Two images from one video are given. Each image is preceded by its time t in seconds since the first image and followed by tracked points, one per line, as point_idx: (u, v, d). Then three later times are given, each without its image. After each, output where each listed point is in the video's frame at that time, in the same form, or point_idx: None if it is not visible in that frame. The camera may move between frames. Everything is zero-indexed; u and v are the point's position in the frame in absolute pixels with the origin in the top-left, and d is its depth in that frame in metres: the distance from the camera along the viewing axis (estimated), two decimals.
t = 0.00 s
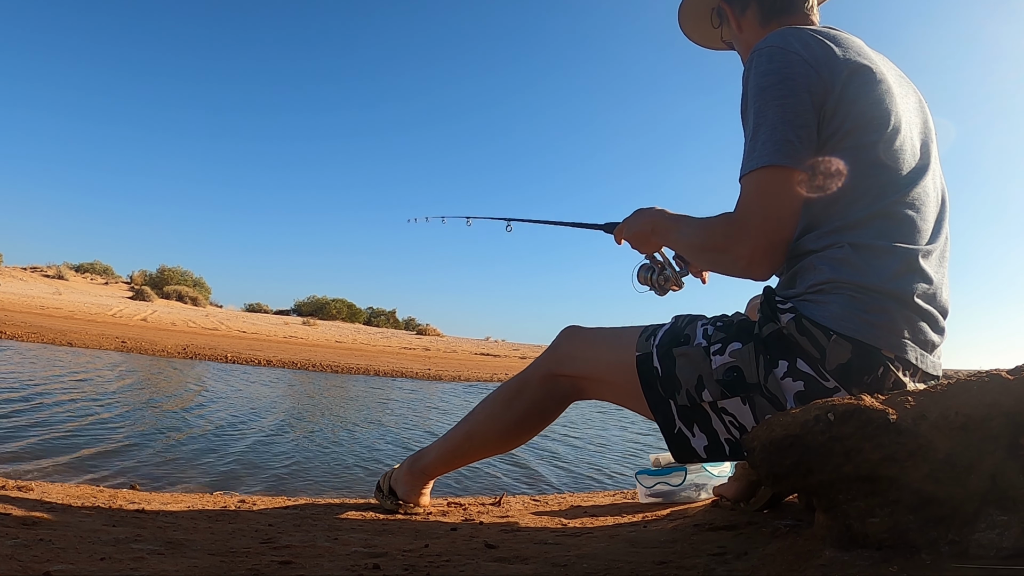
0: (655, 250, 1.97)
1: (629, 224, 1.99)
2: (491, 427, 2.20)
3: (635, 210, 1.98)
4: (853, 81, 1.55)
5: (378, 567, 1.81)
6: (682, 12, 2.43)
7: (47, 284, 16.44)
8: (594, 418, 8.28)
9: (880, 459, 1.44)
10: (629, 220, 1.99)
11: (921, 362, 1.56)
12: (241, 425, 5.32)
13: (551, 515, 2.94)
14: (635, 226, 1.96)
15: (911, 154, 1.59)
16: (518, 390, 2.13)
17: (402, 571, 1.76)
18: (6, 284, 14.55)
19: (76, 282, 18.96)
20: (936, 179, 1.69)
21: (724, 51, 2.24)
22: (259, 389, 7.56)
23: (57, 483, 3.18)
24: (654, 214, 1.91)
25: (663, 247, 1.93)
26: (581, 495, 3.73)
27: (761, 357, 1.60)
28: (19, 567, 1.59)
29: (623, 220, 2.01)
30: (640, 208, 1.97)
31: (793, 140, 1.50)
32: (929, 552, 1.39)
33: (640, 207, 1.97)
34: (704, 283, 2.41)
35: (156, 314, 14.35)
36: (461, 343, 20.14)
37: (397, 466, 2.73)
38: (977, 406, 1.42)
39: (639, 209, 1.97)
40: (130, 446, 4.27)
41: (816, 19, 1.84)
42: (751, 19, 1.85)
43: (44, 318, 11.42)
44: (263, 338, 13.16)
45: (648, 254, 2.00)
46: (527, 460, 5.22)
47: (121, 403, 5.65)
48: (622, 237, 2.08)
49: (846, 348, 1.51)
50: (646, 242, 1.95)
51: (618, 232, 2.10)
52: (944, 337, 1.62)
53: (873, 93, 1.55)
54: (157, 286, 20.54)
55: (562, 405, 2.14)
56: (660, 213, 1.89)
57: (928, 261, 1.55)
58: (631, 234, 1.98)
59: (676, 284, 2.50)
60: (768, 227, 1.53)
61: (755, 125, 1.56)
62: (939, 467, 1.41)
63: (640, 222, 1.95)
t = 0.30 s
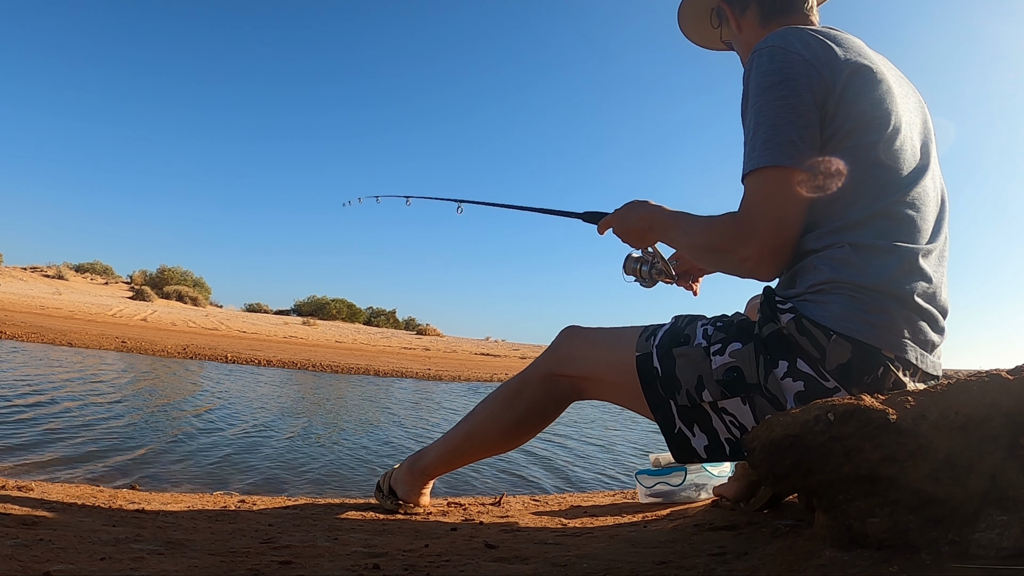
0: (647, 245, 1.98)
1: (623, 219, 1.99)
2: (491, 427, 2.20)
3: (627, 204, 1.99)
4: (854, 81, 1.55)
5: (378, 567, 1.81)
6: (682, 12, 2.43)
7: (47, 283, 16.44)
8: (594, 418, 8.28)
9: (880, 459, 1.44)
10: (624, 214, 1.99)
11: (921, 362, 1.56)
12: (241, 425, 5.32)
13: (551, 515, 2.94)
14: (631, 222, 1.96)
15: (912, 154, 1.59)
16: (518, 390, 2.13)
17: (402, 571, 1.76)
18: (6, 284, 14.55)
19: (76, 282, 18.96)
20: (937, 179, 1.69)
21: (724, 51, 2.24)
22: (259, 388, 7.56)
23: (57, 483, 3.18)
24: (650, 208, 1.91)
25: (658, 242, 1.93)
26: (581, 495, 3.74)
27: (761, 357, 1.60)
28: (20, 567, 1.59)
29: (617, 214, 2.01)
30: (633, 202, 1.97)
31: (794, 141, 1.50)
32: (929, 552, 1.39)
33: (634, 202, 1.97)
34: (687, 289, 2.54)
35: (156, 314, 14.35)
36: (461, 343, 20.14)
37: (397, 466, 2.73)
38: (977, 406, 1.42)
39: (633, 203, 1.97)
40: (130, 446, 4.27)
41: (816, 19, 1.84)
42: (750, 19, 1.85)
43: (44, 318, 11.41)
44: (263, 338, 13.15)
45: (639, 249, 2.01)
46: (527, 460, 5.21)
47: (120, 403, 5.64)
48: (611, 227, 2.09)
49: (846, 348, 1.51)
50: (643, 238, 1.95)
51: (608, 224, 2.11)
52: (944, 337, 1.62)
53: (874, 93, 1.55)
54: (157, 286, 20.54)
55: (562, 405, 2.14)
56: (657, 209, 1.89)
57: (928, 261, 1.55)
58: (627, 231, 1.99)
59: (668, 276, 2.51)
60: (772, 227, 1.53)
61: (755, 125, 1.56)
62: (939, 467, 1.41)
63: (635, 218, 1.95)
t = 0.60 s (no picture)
0: (643, 248, 1.99)
1: (620, 222, 1.99)
2: (491, 427, 2.20)
3: (626, 207, 1.99)
4: (852, 81, 1.55)
5: (378, 567, 1.81)
6: (680, 13, 2.43)
7: (47, 283, 16.44)
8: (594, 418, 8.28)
9: (880, 459, 1.44)
10: (621, 217, 1.99)
11: (921, 362, 1.56)
12: (240, 425, 5.32)
13: (551, 515, 2.94)
14: (630, 226, 1.96)
15: (911, 153, 1.59)
16: (518, 390, 2.13)
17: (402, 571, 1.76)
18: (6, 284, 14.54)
19: (76, 282, 18.96)
20: (936, 178, 1.69)
21: (723, 52, 2.24)
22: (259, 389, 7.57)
23: (58, 483, 3.18)
24: (649, 212, 1.91)
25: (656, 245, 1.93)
26: (581, 495, 3.74)
27: (761, 357, 1.60)
28: (20, 567, 1.59)
29: (614, 218, 2.01)
30: (632, 205, 1.97)
31: (793, 142, 1.50)
32: (929, 553, 1.39)
33: (632, 205, 1.97)
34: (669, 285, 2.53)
35: (156, 314, 14.34)
36: (461, 343, 20.14)
37: (397, 466, 2.73)
38: (977, 406, 1.42)
39: (631, 206, 1.97)
40: (129, 446, 4.27)
41: (815, 20, 1.84)
42: (749, 19, 1.85)
43: (44, 318, 11.41)
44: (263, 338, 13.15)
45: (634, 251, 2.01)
46: (527, 460, 5.21)
47: (118, 402, 5.64)
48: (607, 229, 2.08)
49: (846, 348, 1.51)
50: (641, 241, 1.95)
51: (602, 224, 2.11)
52: (944, 336, 1.62)
53: (872, 93, 1.55)
54: (157, 286, 20.53)
55: (562, 405, 2.14)
56: (656, 213, 1.89)
57: (928, 261, 1.55)
58: (625, 234, 1.98)
59: (663, 278, 2.54)
60: (773, 228, 1.53)
61: (755, 126, 1.56)
62: (939, 467, 1.41)
63: (633, 222, 1.95)
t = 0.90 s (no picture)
0: (649, 250, 1.98)
1: (625, 225, 1.99)
2: (491, 427, 2.20)
3: (631, 211, 1.98)
4: (851, 81, 1.55)
5: (378, 567, 1.81)
6: (680, 13, 2.42)
7: (47, 283, 16.44)
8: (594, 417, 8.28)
9: (880, 459, 1.44)
10: (625, 220, 1.99)
11: (921, 362, 1.56)
12: (241, 425, 5.32)
13: (551, 515, 2.94)
14: (632, 227, 1.96)
15: (911, 153, 1.59)
16: (518, 390, 2.13)
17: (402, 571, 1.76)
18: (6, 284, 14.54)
19: (76, 282, 18.96)
20: (936, 178, 1.69)
21: (722, 51, 2.23)
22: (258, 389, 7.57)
23: (58, 483, 3.18)
24: (651, 214, 1.91)
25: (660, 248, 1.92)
26: (581, 495, 3.74)
27: (761, 357, 1.60)
28: (20, 567, 1.59)
29: (619, 221, 2.01)
30: (636, 208, 1.97)
31: (792, 141, 1.50)
32: (929, 553, 1.39)
33: (636, 208, 1.97)
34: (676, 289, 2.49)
35: (156, 314, 14.34)
36: (461, 343, 20.14)
37: (397, 466, 2.73)
38: (977, 406, 1.42)
39: (636, 209, 1.97)
40: (129, 446, 4.27)
41: (815, 20, 1.84)
42: (749, 19, 1.85)
43: (44, 318, 11.41)
44: (263, 338, 13.15)
45: (642, 254, 2.01)
46: (527, 460, 5.22)
47: (118, 402, 5.64)
48: (617, 238, 2.09)
49: (846, 348, 1.51)
50: (644, 243, 1.95)
51: (612, 231, 2.11)
52: (944, 336, 1.62)
53: (872, 93, 1.55)
54: (157, 286, 20.53)
55: (562, 405, 2.14)
56: (658, 214, 1.88)
57: (928, 261, 1.55)
58: (628, 235, 1.98)
59: (673, 285, 2.51)
60: (770, 228, 1.53)
61: (752, 125, 1.56)
62: (939, 467, 1.41)
63: (636, 223, 1.95)
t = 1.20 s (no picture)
0: (658, 254, 1.97)
1: (633, 229, 1.99)
2: (491, 427, 2.20)
3: (639, 214, 1.98)
4: (851, 81, 1.55)
5: (378, 567, 1.81)
6: (680, 13, 2.42)
7: (47, 283, 16.45)
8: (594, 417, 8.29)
9: (880, 459, 1.44)
10: (633, 224, 1.99)
11: (921, 362, 1.56)
12: (241, 425, 5.32)
13: (551, 515, 2.94)
14: (639, 230, 1.96)
15: (911, 153, 1.59)
16: (518, 390, 2.13)
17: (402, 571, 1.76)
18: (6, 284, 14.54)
19: (76, 282, 18.96)
20: (936, 178, 1.69)
21: (723, 51, 2.23)
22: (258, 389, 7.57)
23: (58, 483, 3.18)
24: (658, 217, 1.91)
25: (667, 251, 1.92)
26: (581, 495, 3.74)
27: (761, 357, 1.60)
28: (20, 567, 1.59)
29: (628, 225, 2.01)
30: (644, 212, 1.97)
31: (790, 142, 1.50)
32: (929, 553, 1.39)
33: (644, 212, 1.97)
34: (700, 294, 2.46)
35: (156, 314, 14.35)
36: (461, 343, 20.14)
37: (397, 466, 2.73)
38: (977, 406, 1.42)
39: (644, 213, 1.97)
40: (129, 446, 4.27)
41: (815, 19, 1.84)
42: (749, 18, 1.85)
43: (44, 318, 11.41)
44: (263, 338, 13.16)
45: (651, 258, 1.99)
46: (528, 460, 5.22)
47: (118, 402, 5.65)
48: (627, 242, 2.08)
49: (846, 348, 1.51)
50: (651, 247, 1.94)
51: (624, 238, 2.11)
52: (945, 336, 1.62)
53: (871, 93, 1.55)
54: (157, 286, 20.54)
55: (562, 405, 2.14)
56: (665, 217, 1.89)
57: (928, 261, 1.56)
58: (636, 238, 1.98)
59: (682, 287, 2.54)
60: (769, 228, 1.53)
61: (751, 126, 1.56)
62: (939, 467, 1.41)
63: (644, 227, 1.95)
